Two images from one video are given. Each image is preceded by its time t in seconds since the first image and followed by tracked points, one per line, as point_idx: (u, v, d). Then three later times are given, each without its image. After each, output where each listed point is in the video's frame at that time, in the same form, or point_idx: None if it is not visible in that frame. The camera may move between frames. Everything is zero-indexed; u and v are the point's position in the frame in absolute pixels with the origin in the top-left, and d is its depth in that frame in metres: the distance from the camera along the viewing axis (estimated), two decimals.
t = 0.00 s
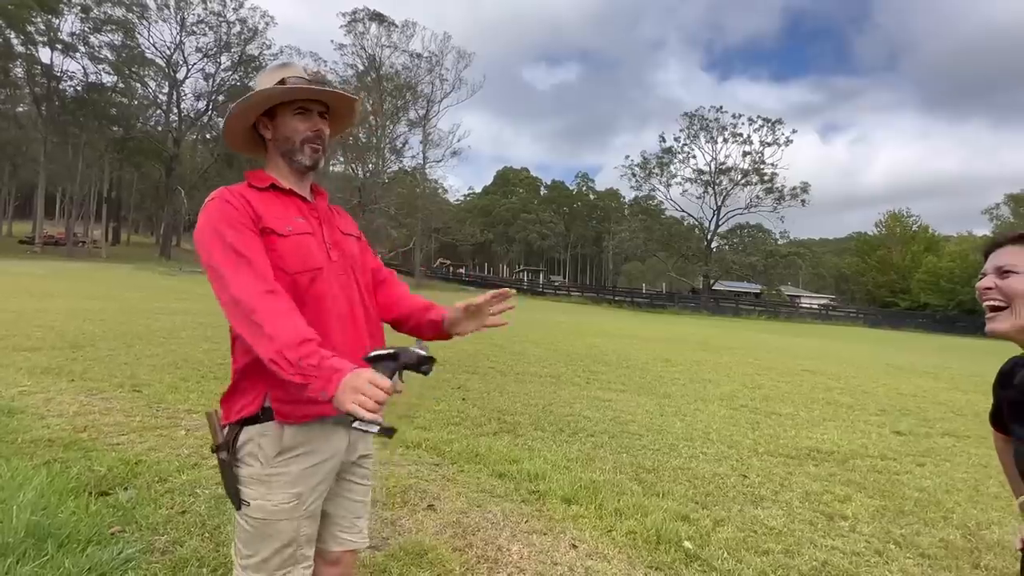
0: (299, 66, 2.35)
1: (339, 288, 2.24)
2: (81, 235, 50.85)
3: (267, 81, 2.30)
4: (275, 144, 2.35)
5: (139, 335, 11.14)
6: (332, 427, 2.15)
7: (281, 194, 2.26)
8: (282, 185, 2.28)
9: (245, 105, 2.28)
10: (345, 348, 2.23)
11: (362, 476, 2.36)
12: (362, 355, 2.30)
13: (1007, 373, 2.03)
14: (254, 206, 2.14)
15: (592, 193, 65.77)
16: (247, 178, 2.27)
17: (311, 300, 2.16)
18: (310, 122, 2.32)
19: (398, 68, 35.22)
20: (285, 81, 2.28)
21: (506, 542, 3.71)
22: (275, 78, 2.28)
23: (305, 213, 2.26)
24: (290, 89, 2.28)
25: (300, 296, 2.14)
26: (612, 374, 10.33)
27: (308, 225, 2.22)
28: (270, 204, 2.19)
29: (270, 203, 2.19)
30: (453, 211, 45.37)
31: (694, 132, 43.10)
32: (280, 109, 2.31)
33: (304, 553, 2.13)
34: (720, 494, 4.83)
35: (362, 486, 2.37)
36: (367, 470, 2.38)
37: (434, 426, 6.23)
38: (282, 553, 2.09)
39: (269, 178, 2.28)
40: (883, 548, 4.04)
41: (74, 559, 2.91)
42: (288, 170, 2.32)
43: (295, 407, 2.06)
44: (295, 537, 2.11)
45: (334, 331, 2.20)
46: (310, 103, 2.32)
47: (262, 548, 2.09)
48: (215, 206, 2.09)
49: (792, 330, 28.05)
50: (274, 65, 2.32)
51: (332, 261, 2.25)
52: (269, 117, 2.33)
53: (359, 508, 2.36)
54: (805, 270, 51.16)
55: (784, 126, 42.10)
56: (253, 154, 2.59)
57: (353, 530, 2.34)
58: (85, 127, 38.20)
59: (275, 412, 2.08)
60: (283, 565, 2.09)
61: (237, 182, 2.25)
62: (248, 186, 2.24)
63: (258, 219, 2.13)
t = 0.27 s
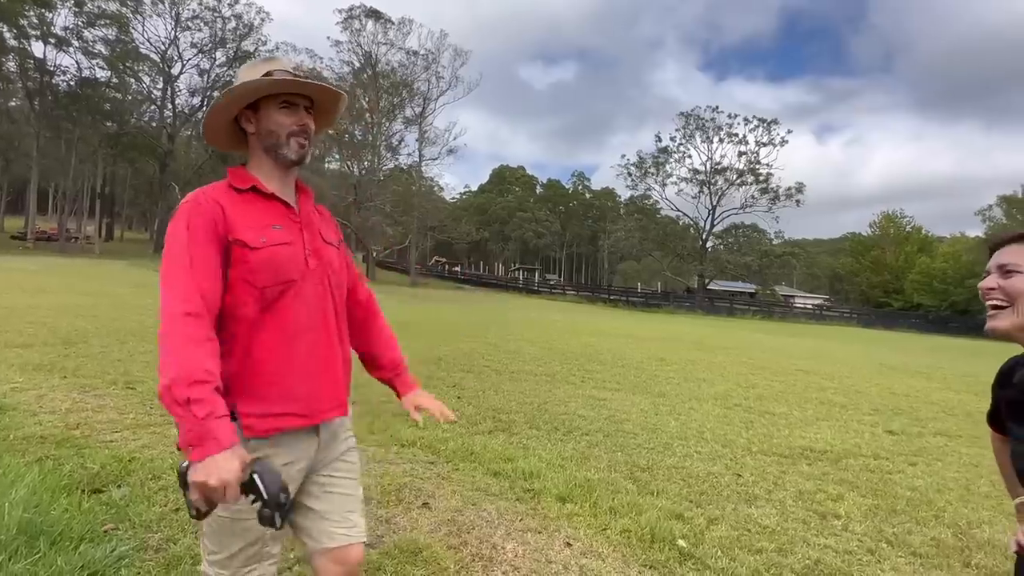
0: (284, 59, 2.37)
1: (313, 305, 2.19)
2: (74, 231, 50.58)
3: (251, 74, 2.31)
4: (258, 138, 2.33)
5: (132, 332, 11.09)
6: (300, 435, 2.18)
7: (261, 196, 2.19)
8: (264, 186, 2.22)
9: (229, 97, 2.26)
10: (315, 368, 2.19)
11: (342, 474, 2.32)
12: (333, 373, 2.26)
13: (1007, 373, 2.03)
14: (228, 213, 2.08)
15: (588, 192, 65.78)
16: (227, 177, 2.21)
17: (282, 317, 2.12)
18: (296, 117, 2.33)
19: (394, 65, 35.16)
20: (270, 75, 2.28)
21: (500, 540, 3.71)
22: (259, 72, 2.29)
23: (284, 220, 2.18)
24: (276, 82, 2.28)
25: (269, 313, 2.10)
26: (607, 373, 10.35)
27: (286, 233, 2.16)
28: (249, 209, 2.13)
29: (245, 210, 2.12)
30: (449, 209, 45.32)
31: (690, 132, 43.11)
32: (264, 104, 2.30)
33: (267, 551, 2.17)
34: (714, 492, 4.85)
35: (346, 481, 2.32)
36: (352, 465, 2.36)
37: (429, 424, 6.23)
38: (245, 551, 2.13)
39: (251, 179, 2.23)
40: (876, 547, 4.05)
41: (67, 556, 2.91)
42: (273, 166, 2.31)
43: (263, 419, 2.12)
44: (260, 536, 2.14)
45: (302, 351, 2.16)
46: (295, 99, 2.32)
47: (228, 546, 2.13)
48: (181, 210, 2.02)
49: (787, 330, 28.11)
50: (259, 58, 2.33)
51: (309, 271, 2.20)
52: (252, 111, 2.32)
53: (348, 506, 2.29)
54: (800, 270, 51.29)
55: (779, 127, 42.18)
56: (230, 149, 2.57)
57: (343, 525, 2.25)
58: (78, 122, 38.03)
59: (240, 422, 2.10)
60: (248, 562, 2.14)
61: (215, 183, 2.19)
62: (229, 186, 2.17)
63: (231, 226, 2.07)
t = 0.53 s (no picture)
0: (277, 60, 2.36)
1: (294, 316, 2.18)
2: (62, 225, 50.13)
3: (242, 76, 2.31)
4: (248, 141, 2.33)
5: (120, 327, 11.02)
6: (281, 436, 2.15)
7: (248, 201, 2.20)
8: (253, 191, 2.22)
9: (220, 99, 2.28)
10: (295, 378, 2.17)
11: (328, 470, 2.27)
12: (313, 385, 2.24)
13: (1017, 373, 1.97)
14: (213, 220, 2.10)
15: (581, 190, 65.80)
16: (216, 180, 2.22)
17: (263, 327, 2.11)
18: (284, 118, 2.31)
19: (386, 61, 35.04)
20: (258, 76, 2.28)
21: (492, 537, 3.72)
22: (249, 73, 2.29)
23: (270, 229, 2.19)
24: (263, 84, 2.28)
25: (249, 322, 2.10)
26: (598, 371, 10.38)
27: (271, 241, 2.17)
28: (234, 216, 2.14)
29: (231, 217, 2.14)
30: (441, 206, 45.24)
31: (682, 131, 43.20)
32: (252, 106, 2.30)
33: (248, 550, 2.15)
34: (704, 490, 4.88)
35: (333, 476, 2.29)
36: (338, 459, 2.33)
37: (420, 421, 6.23)
38: (226, 549, 2.12)
39: (240, 182, 2.23)
40: (863, 543, 4.10)
41: (54, 553, 2.90)
42: (262, 169, 2.30)
43: (235, 421, 2.08)
44: (242, 534, 2.13)
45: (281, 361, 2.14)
46: (284, 100, 2.31)
47: (208, 544, 2.12)
48: (160, 216, 2.04)
49: (778, 329, 28.25)
50: (250, 58, 2.33)
51: (292, 279, 2.20)
52: (242, 113, 2.33)
53: (338, 502, 2.25)
54: (790, 270, 51.55)
55: (771, 127, 42.35)
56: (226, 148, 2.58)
57: (331, 522, 2.20)
58: (67, 115, 37.71)
59: (213, 425, 2.07)
60: (228, 562, 2.13)
61: (202, 185, 2.19)
62: (216, 188, 2.17)
63: (214, 234, 2.09)
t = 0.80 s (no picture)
0: (257, 52, 2.34)
1: (273, 310, 2.17)
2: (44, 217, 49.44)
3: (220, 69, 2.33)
4: (229, 135, 2.34)
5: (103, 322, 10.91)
6: (259, 431, 2.14)
7: (230, 197, 2.20)
8: (235, 184, 2.23)
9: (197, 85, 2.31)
10: (270, 374, 2.16)
11: (315, 462, 2.24)
12: (291, 382, 2.23)
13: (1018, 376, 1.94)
14: (192, 215, 2.11)
15: (570, 187, 65.86)
16: (197, 174, 2.22)
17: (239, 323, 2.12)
18: (258, 111, 2.30)
19: (375, 56, 34.87)
20: (231, 69, 2.28)
21: (479, 533, 3.73)
22: (225, 66, 2.30)
23: (250, 225, 2.19)
24: (237, 77, 2.28)
25: (224, 318, 2.10)
26: (586, 368, 10.42)
27: (250, 237, 2.17)
28: (214, 211, 2.15)
29: (211, 213, 2.15)
30: (430, 202, 45.09)
31: (671, 129, 43.30)
32: (230, 99, 2.32)
33: (228, 546, 2.14)
34: (690, 486, 4.91)
35: (327, 464, 2.25)
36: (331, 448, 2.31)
37: (408, 417, 6.23)
38: (204, 547, 2.11)
39: (223, 176, 2.23)
40: (846, 539, 4.15)
41: (35, 551, 2.88)
42: (242, 164, 2.29)
43: (207, 415, 2.08)
44: (220, 531, 2.12)
45: (255, 358, 2.13)
46: (260, 93, 2.30)
47: (188, 540, 2.11)
48: (139, 209, 2.08)
49: (764, 327, 28.44)
50: (229, 51, 2.34)
51: (271, 276, 2.19)
52: (222, 104, 2.36)
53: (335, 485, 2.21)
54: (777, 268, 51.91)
55: (759, 125, 42.57)
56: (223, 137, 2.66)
57: (328, 506, 2.15)
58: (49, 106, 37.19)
59: (185, 419, 2.08)
60: (209, 558, 2.12)
61: (182, 180, 2.20)
62: (198, 181, 2.19)
63: (192, 230, 2.10)
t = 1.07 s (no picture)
0: (254, 38, 2.33)
1: (265, 306, 2.15)
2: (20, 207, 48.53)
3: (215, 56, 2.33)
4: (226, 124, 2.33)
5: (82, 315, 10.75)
6: (247, 432, 2.13)
7: (227, 188, 2.19)
8: (232, 176, 2.22)
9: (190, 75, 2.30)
10: (260, 372, 2.15)
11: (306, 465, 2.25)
12: (283, 382, 2.20)
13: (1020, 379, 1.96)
14: (188, 208, 2.11)
15: (556, 183, 65.89)
16: (195, 163, 2.22)
17: (230, 318, 2.10)
18: (253, 99, 2.29)
19: (361, 48, 34.63)
20: (226, 55, 2.27)
21: (466, 526, 3.74)
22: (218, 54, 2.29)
23: (245, 218, 2.17)
24: (231, 64, 2.27)
25: (214, 313, 2.09)
26: (571, 362, 10.47)
27: (244, 232, 2.15)
28: (209, 206, 2.14)
29: (206, 206, 2.13)
30: (416, 197, 44.91)
31: (657, 126, 43.38)
32: (225, 87, 2.31)
33: (208, 547, 2.14)
34: (674, 479, 4.96)
35: (312, 479, 2.25)
36: (320, 459, 2.31)
37: (394, 412, 6.22)
38: (185, 545, 2.11)
39: (220, 167, 2.22)
40: (825, 530, 4.22)
41: (15, 547, 2.86)
42: (239, 154, 2.27)
43: (194, 413, 2.07)
44: (200, 531, 2.11)
45: (245, 355, 2.11)
46: (255, 80, 2.29)
47: (169, 538, 2.12)
48: (136, 201, 2.08)
49: (747, 322, 28.71)
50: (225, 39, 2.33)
51: (264, 272, 2.16)
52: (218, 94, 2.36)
53: (318, 500, 2.24)
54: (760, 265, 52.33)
55: (743, 122, 42.83)
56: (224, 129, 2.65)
57: (306, 522, 2.19)
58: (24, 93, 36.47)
59: (171, 415, 2.07)
60: (189, 557, 2.13)
61: (180, 170, 2.19)
62: (194, 172, 2.18)
63: (186, 223, 2.10)
